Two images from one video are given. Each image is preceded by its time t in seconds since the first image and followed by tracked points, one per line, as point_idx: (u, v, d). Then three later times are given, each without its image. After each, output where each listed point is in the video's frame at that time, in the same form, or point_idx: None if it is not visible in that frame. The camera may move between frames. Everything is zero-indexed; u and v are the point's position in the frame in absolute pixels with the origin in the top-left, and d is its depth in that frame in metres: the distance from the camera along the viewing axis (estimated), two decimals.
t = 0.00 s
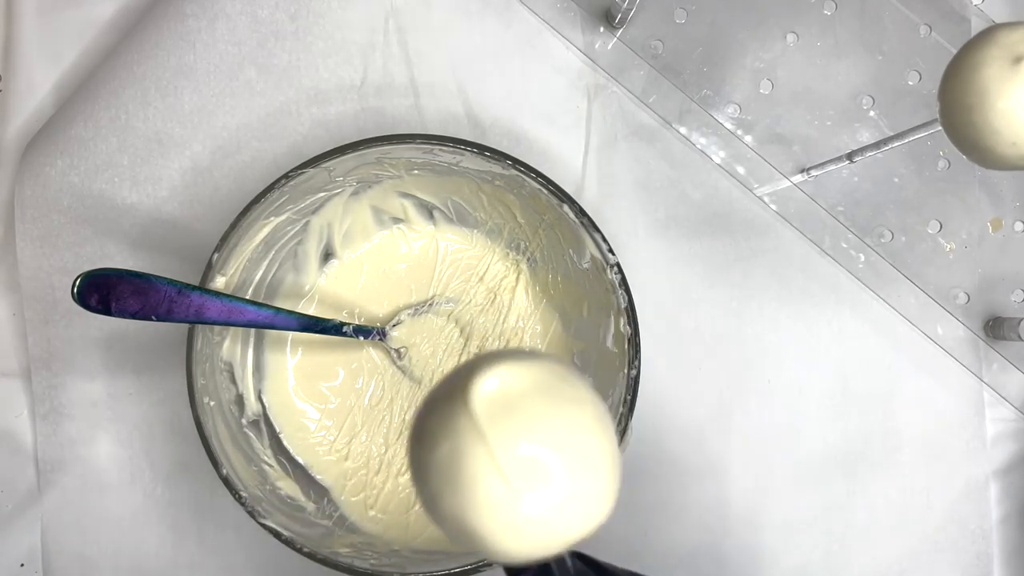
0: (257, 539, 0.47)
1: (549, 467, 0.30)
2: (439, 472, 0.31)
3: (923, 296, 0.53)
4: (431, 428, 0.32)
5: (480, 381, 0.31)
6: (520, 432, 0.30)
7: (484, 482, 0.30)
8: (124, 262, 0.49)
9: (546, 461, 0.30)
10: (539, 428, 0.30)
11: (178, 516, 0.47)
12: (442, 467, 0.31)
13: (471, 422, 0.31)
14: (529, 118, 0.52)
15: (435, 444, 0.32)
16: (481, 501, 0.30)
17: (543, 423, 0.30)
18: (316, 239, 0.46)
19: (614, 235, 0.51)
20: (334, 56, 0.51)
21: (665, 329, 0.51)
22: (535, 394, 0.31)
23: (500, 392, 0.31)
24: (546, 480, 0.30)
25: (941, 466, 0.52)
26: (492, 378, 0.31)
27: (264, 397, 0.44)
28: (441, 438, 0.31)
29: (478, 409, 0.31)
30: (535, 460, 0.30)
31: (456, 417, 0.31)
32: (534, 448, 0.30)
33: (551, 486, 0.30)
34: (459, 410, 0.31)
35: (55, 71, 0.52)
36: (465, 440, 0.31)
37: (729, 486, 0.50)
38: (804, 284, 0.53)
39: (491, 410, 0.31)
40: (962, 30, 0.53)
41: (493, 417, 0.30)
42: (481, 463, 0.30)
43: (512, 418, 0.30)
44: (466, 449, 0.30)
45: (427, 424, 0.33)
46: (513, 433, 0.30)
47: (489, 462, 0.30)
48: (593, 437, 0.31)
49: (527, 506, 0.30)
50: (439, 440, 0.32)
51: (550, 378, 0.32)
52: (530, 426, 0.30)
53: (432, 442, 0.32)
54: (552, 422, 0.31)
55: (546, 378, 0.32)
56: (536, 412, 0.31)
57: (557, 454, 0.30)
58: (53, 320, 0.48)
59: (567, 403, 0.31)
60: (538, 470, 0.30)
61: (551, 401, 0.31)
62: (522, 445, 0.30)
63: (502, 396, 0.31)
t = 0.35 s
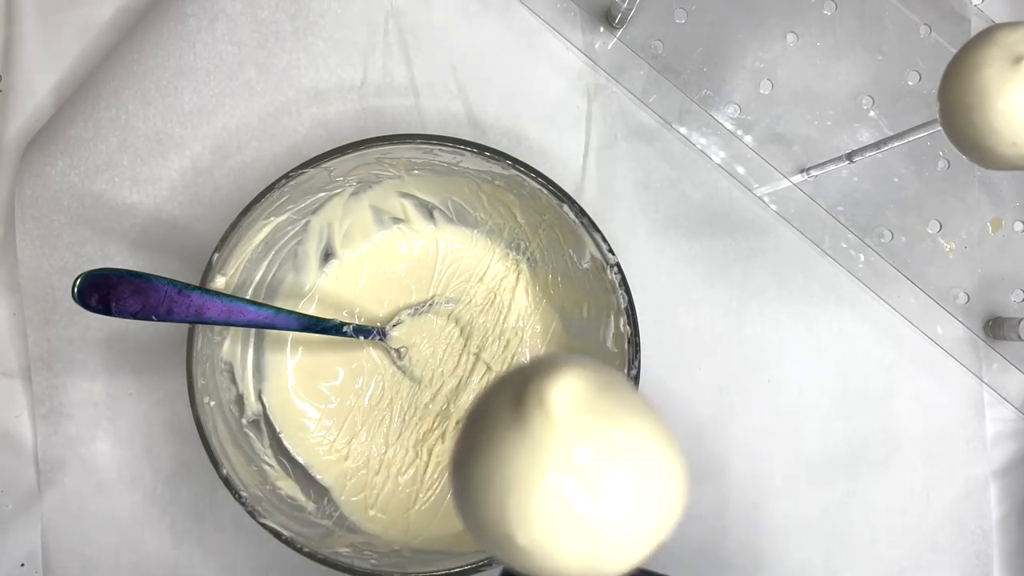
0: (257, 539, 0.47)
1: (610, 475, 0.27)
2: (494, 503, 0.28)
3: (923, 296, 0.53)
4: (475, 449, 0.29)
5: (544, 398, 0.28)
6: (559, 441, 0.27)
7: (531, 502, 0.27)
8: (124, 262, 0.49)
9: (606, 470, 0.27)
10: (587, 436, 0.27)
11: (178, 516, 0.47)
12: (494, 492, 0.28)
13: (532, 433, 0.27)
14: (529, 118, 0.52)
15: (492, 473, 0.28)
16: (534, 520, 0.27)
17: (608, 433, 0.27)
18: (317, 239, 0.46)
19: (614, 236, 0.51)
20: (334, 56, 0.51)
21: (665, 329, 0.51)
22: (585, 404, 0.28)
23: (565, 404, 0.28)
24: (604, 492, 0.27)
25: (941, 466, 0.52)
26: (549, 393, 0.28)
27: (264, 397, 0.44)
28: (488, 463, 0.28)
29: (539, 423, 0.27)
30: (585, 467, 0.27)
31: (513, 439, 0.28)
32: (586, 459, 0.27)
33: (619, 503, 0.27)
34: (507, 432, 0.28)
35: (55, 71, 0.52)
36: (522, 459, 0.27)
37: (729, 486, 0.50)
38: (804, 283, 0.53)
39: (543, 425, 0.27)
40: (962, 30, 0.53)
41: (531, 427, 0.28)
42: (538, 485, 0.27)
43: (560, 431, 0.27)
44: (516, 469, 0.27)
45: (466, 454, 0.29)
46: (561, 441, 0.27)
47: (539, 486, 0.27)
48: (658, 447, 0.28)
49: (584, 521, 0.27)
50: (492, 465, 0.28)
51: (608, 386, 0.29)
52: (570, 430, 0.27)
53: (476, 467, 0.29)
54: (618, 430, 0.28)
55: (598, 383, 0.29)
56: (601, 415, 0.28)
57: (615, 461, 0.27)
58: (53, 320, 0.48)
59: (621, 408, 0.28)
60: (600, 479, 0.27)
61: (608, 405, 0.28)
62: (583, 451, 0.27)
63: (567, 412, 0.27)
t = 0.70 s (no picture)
0: (257, 539, 0.47)
1: (558, 444, 0.30)
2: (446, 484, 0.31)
3: (923, 296, 0.53)
4: (425, 429, 0.31)
5: (478, 388, 0.31)
6: (534, 408, 0.30)
7: (482, 490, 0.30)
8: (124, 262, 0.49)
9: (559, 440, 0.30)
10: (540, 406, 0.30)
11: (178, 516, 0.47)
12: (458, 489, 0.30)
13: (470, 426, 0.30)
14: (529, 118, 0.52)
15: (444, 454, 0.31)
16: (491, 511, 0.30)
17: (534, 408, 0.30)
18: (317, 239, 0.46)
19: (614, 236, 0.51)
20: (334, 56, 0.51)
21: (665, 328, 0.51)
22: (549, 377, 0.31)
23: (503, 377, 0.31)
24: (556, 461, 0.30)
25: (941, 466, 0.52)
26: (479, 376, 0.31)
27: (263, 397, 0.44)
28: (440, 440, 0.31)
29: (491, 409, 0.30)
30: (552, 441, 0.30)
31: (455, 415, 0.31)
32: (530, 429, 0.30)
33: (576, 464, 0.30)
34: (447, 408, 0.31)
35: (56, 71, 0.52)
36: (467, 446, 0.30)
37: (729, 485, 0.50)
38: (804, 283, 0.53)
39: (503, 405, 0.30)
40: (962, 30, 0.53)
41: (475, 402, 0.31)
42: (487, 466, 0.30)
43: (521, 405, 0.30)
44: (474, 453, 0.30)
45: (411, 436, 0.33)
46: (527, 417, 0.30)
47: (494, 465, 0.30)
48: (604, 408, 0.31)
49: (538, 496, 0.30)
50: (442, 443, 0.31)
51: (552, 360, 0.32)
52: (542, 402, 0.30)
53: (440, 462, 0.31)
54: (549, 392, 0.31)
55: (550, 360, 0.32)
56: (531, 390, 0.31)
57: (560, 426, 0.30)
58: (52, 320, 0.48)
59: (571, 377, 0.31)
60: (545, 453, 0.30)
61: (535, 379, 0.31)
62: (538, 428, 0.30)
63: (504, 387, 0.31)
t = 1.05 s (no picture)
0: (257, 540, 0.47)
1: (586, 451, 0.29)
2: (469, 491, 0.30)
3: (923, 296, 0.53)
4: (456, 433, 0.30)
5: (513, 385, 0.30)
6: (571, 409, 0.29)
7: (511, 488, 0.29)
8: (124, 262, 0.49)
9: (582, 445, 0.29)
10: (575, 415, 0.29)
11: (178, 516, 0.47)
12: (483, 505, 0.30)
13: (494, 436, 0.29)
14: (529, 117, 0.52)
15: (458, 465, 0.30)
16: (513, 507, 0.29)
17: (570, 412, 0.29)
18: (316, 239, 0.46)
19: (614, 236, 0.51)
20: (334, 56, 0.51)
21: (665, 328, 0.51)
22: (565, 378, 0.30)
23: (532, 378, 0.30)
24: (583, 468, 0.29)
25: (941, 466, 0.52)
26: (509, 381, 0.30)
27: (263, 397, 0.44)
28: (463, 444, 0.30)
29: (513, 419, 0.29)
30: (572, 446, 0.29)
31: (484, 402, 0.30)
32: (551, 436, 0.29)
33: (612, 475, 0.29)
34: (492, 400, 0.30)
35: (56, 71, 0.52)
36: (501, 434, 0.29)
37: (729, 485, 0.50)
38: (804, 283, 0.53)
39: (541, 408, 0.29)
40: (962, 30, 0.53)
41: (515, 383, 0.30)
42: (518, 449, 0.29)
43: (553, 410, 0.29)
44: (503, 459, 0.29)
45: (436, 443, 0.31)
46: (553, 420, 0.29)
47: (513, 463, 0.29)
48: (628, 412, 0.31)
49: (554, 501, 0.29)
50: (464, 445, 0.30)
51: (584, 358, 0.32)
52: (587, 408, 0.30)
53: (453, 469, 0.30)
54: (577, 391, 0.30)
55: (562, 356, 0.32)
56: (567, 390, 0.30)
57: (593, 431, 0.29)
58: (52, 320, 0.48)
59: (595, 378, 0.31)
60: (575, 457, 0.29)
61: (569, 380, 0.30)
62: (562, 433, 0.29)
63: (530, 398, 0.30)
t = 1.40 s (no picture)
0: (257, 540, 0.47)
1: (514, 534, 0.26)
2: None
3: (923, 296, 0.53)
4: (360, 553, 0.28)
5: (446, 468, 0.27)
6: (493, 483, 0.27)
7: (446, 558, 0.26)
8: (124, 262, 0.49)
9: (514, 528, 0.26)
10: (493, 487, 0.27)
11: (178, 516, 0.47)
12: None
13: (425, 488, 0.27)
14: (529, 117, 0.52)
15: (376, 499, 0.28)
16: None
17: (507, 484, 0.27)
18: (317, 239, 0.46)
19: (614, 236, 0.51)
20: (334, 56, 0.51)
21: (665, 328, 0.51)
22: (527, 461, 0.28)
23: (482, 457, 0.27)
24: (519, 550, 0.26)
25: (941, 466, 0.52)
26: (453, 452, 0.27)
27: (264, 397, 0.44)
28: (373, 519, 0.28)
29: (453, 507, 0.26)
30: (506, 525, 0.26)
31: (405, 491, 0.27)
32: (486, 513, 0.26)
33: (543, 535, 0.27)
34: (399, 498, 0.27)
35: (55, 71, 0.52)
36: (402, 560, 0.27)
37: (729, 485, 0.50)
38: (804, 284, 0.53)
39: (435, 482, 0.27)
40: (962, 30, 0.53)
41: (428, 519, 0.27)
42: None
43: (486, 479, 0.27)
44: (413, 528, 0.27)
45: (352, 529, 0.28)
46: (491, 492, 0.27)
47: None
48: (567, 485, 0.28)
49: None
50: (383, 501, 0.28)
51: (518, 423, 0.29)
52: (511, 480, 0.27)
53: (377, 517, 0.28)
54: (516, 465, 0.27)
55: (512, 427, 0.29)
56: (506, 463, 0.27)
57: (521, 515, 0.27)
58: (53, 320, 0.48)
59: (517, 450, 0.28)
60: (506, 538, 0.26)
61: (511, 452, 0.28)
62: (504, 508, 0.26)
63: (517, 481, 0.27)
